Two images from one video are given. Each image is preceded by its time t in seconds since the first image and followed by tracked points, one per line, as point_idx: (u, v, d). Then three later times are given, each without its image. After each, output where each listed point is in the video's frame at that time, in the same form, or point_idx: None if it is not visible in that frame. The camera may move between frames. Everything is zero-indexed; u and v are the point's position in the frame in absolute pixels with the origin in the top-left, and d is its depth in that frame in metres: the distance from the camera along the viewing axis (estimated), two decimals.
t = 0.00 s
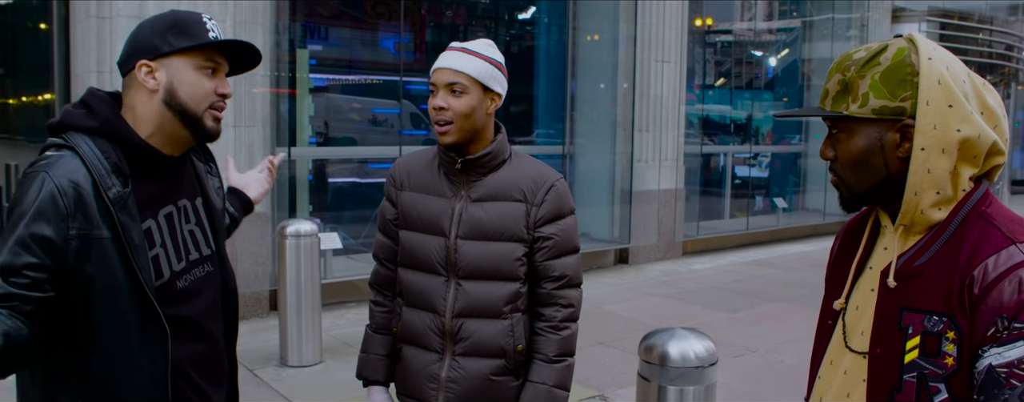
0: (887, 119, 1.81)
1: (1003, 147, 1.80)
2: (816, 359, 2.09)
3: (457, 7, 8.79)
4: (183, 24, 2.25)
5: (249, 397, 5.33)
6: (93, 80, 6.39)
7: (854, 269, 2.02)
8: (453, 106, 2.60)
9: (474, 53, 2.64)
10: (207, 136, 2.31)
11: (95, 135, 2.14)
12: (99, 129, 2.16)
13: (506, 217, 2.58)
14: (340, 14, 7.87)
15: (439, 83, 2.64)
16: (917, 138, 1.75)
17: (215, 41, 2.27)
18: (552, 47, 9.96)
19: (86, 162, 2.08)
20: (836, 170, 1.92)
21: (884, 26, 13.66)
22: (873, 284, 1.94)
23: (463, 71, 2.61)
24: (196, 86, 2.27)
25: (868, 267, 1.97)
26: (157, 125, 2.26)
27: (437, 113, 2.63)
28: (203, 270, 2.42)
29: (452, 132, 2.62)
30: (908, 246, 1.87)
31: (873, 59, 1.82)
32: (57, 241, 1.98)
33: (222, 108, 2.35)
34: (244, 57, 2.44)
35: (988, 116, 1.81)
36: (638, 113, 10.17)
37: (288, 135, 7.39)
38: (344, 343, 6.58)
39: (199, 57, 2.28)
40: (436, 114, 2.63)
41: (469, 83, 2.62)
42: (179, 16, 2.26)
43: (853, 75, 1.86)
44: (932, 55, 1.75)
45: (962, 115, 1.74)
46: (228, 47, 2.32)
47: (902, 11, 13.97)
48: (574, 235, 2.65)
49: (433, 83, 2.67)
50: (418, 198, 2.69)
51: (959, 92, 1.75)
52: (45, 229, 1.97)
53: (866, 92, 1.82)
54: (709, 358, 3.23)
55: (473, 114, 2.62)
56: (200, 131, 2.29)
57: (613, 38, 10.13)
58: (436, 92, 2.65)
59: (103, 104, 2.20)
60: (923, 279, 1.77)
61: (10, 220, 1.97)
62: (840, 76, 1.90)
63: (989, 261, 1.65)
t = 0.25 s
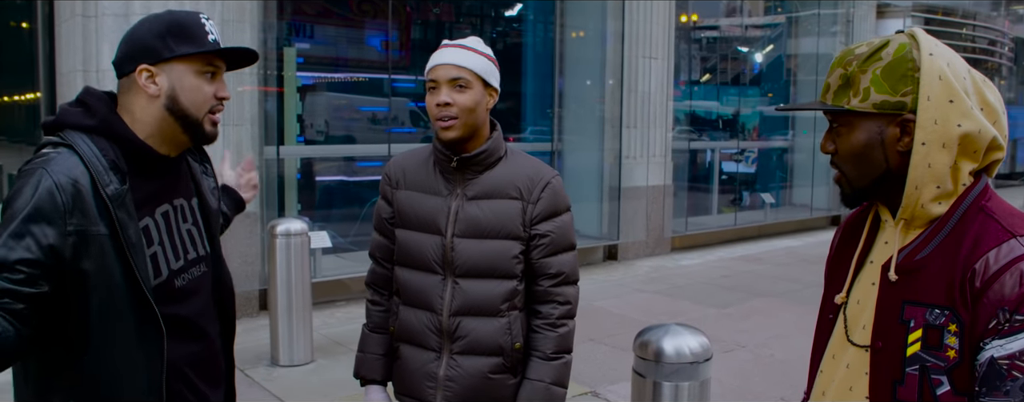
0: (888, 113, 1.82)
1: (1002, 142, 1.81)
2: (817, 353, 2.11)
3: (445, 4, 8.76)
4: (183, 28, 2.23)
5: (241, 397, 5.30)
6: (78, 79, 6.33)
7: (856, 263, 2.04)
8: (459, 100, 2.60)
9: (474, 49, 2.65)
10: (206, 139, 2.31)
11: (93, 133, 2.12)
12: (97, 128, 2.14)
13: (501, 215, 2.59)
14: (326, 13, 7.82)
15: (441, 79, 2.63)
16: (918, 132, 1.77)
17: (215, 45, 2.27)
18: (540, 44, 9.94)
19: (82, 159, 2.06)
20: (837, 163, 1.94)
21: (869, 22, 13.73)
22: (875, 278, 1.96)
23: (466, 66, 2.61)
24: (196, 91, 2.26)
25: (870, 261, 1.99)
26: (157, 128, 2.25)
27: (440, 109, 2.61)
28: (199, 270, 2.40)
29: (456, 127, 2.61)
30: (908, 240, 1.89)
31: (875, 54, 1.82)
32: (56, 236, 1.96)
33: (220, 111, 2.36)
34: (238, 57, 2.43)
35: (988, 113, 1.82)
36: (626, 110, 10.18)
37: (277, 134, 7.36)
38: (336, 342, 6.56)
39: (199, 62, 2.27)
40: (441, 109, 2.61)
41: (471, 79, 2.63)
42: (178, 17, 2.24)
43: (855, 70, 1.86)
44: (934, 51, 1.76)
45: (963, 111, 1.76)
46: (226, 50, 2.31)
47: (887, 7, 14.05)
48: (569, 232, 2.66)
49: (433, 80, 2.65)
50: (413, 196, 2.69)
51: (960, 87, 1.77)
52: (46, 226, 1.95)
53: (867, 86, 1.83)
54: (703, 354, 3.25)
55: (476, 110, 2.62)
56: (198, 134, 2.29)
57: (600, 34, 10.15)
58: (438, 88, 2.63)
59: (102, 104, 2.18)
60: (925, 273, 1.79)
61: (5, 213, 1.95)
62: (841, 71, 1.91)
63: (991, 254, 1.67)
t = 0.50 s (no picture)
0: (897, 114, 1.85)
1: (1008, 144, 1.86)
2: (823, 354, 2.14)
3: (439, 5, 8.76)
4: (175, 33, 2.21)
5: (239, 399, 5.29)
6: (75, 82, 6.32)
7: (863, 266, 2.07)
8: (479, 101, 2.65)
9: (489, 52, 2.74)
10: (203, 142, 2.31)
11: (94, 137, 2.11)
12: (103, 131, 2.14)
13: (504, 217, 2.62)
14: (321, 15, 7.82)
15: (460, 79, 2.66)
16: (926, 133, 1.80)
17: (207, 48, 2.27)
18: (535, 45, 9.93)
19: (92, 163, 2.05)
20: (844, 163, 1.98)
21: (863, 22, 13.79)
22: (883, 279, 1.99)
23: (483, 68, 2.69)
24: (192, 96, 2.25)
25: (878, 263, 2.02)
26: (153, 134, 2.24)
27: (459, 109, 2.64)
28: (203, 275, 2.40)
29: (475, 128, 2.64)
30: (916, 241, 1.92)
31: (884, 55, 1.86)
32: (78, 235, 1.94)
33: (214, 113, 2.35)
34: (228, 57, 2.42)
35: (995, 114, 1.86)
36: (622, 111, 10.19)
37: (274, 136, 7.34)
38: (334, 344, 6.55)
39: (192, 66, 2.25)
40: (461, 109, 2.63)
41: (487, 81, 2.71)
42: (169, 20, 2.21)
43: (863, 70, 1.90)
44: (942, 53, 1.79)
45: (971, 113, 1.78)
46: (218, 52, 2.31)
47: (881, 7, 14.12)
48: (573, 234, 2.69)
49: (450, 80, 2.67)
50: (416, 199, 2.72)
51: (968, 89, 1.80)
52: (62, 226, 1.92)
53: (876, 87, 1.87)
54: (705, 354, 3.25)
55: (491, 112, 2.69)
56: (194, 137, 2.29)
57: (595, 35, 10.17)
58: (456, 88, 2.66)
59: (102, 108, 2.18)
60: (935, 272, 1.82)
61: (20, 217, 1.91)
62: (849, 72, 1.95)
63: (998, 254, 1.69)
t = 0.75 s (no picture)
0: (908, 113, 1.86)
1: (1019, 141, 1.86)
2: (833, 352, 2.15)
3: (440, 5, 8.76)
4: (181, 34, 2.20)
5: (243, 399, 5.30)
6: (77, 83, 6.33)
7: (874, 263, 2.08)
8: (501, 101, 2.68)
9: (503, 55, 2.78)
10: (214, 141, 2.33)
11: (112, 139, 2.11)
12: (121, 130, 2.13)
13: (512, 216, 2.63)
14: (322, 14, 7.81)
15: (484, 78, 2.68)
16: (937, 132, 1.81)
17: (213, 47, 2.26)
18: (536, 45, 9.93)
19: (109, 164, 2.04)
20: (854, 162, 1.97)
21: (865, 21, 13.78)
22: (894, 277, 1.99)
23: (503, 69, 2.73)
24: (201, 96, 2.26)
25: (889, 260, 2.02)
26: (165, 135, 2.26)
27: (483, 108, 2.64)
28: (219, 277, 2.41)
29: (495, 127, 2.67)
30: (926, 240, 1.93)
31: (894, 54, 1.87)
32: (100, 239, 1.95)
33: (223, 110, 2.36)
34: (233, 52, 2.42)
35: (1005, 112, 1.87)
36: (624, 110, 10.18)
37: (276, 136, 7.34)
38: (337, 344, 6.56)
39: (199, 66, 2.25)
40: (485, 107, 2.64)
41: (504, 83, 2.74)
42: (174, 21, 2.20)
43: (873, 70, 1.91)
44: (952, 52, 1.81)
45: (981, 110, 1.80)
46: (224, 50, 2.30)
47: (882, 5, 14.10)
48: (578, 232, 2.70)
49: (472, 79, 2.68)
50: (422, 199, 2.74)
51: (978, 87, 1.81)
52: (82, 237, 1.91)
53: (886, 86, 1.87)
54: (710, 353, 3.25)
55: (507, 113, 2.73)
56: (205, 136, 2.30)
57: (596, 33, 10.16)
58: (479, 87, 2.67)
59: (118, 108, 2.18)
60: (946, 270, 1.82)
61: (44, 231, 1.89)
62: (859, 71, 1.95)
63: (1011, 251, 1.69)
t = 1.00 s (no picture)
0: (910, 117, 1.87)
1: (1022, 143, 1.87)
2: (835, 353, 2.15)
3: (441, 7, 8.77)
4: (184, 37, 2.20)
5: None
6: (78, 85, 6.33)
7: (876, 264, 2.08)
8: (515, 102, 2.70)
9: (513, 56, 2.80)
10: (217, 142, 2.34)
11: (118, 141, 2.12)
12: (129, 131, 2.15)
13: (517, 218, 2.64)
14: (323, 16, 7.83)
15: (501, 78, 2.69)
16: (941, 135, 1.81)
17: (215, 49, 2.27)
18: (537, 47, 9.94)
19: (113, 166, 2.05)
20: (857, 165, 1.99)
21: (864, 23, 13.80)
22: (896, 278, 1.99)
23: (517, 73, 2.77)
24: (204, 99, 2.26)
25: (891, 262, 2.03)
26: (169, 138, 2.27)
27: (499, 109, 2.66)
28: (218, 282, 2.42)
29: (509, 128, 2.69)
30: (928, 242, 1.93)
31: (896, 58, 1.88)
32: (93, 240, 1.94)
33: (226, 112, 2.37)
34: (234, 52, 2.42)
35: (1009, 113, 1.87)
36: (625, 112, 10.19)
37: (277, 139, 7.38)
38: (338, 346, 6.56)
39: (202, 69, 2.26)
40: (502, 108, 2.65)
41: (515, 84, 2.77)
42: (176, 25, 2.20)
43: (875, 73, 1.92)
44: (954, 55, 1.82)
45: (984, 113, 1.80)
46: (226, 52, 2.30)
47: (882, 7, 14.12)
48: (581, 234, 2.72)
49: (490, 79, 2.68)
50: (426, 201, 2.74)
51: (980, 90, 1.82)
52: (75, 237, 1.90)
53: (888, 90, 1.88)
54: (711, 355, 3.25)
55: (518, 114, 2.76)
56: (208, 137, 2.31)
57: (597, 36, 10.19)
58: (495, 87, 2.68)
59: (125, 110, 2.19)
60: (949, 272, 1.83)
61: (35, 228, 1.89)
62: (861, 74, 1.96)
63: (1014, 253, 1.71)
